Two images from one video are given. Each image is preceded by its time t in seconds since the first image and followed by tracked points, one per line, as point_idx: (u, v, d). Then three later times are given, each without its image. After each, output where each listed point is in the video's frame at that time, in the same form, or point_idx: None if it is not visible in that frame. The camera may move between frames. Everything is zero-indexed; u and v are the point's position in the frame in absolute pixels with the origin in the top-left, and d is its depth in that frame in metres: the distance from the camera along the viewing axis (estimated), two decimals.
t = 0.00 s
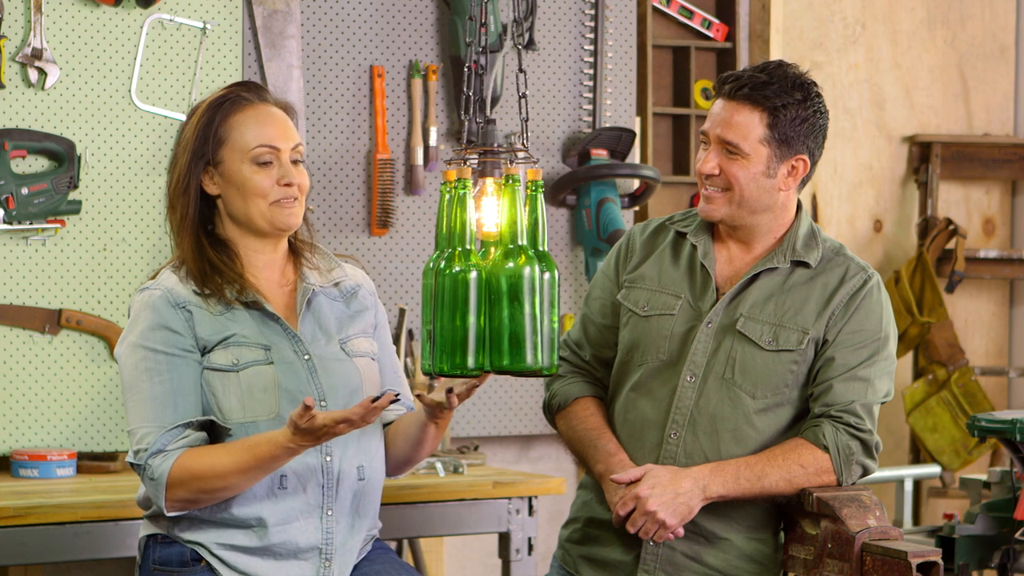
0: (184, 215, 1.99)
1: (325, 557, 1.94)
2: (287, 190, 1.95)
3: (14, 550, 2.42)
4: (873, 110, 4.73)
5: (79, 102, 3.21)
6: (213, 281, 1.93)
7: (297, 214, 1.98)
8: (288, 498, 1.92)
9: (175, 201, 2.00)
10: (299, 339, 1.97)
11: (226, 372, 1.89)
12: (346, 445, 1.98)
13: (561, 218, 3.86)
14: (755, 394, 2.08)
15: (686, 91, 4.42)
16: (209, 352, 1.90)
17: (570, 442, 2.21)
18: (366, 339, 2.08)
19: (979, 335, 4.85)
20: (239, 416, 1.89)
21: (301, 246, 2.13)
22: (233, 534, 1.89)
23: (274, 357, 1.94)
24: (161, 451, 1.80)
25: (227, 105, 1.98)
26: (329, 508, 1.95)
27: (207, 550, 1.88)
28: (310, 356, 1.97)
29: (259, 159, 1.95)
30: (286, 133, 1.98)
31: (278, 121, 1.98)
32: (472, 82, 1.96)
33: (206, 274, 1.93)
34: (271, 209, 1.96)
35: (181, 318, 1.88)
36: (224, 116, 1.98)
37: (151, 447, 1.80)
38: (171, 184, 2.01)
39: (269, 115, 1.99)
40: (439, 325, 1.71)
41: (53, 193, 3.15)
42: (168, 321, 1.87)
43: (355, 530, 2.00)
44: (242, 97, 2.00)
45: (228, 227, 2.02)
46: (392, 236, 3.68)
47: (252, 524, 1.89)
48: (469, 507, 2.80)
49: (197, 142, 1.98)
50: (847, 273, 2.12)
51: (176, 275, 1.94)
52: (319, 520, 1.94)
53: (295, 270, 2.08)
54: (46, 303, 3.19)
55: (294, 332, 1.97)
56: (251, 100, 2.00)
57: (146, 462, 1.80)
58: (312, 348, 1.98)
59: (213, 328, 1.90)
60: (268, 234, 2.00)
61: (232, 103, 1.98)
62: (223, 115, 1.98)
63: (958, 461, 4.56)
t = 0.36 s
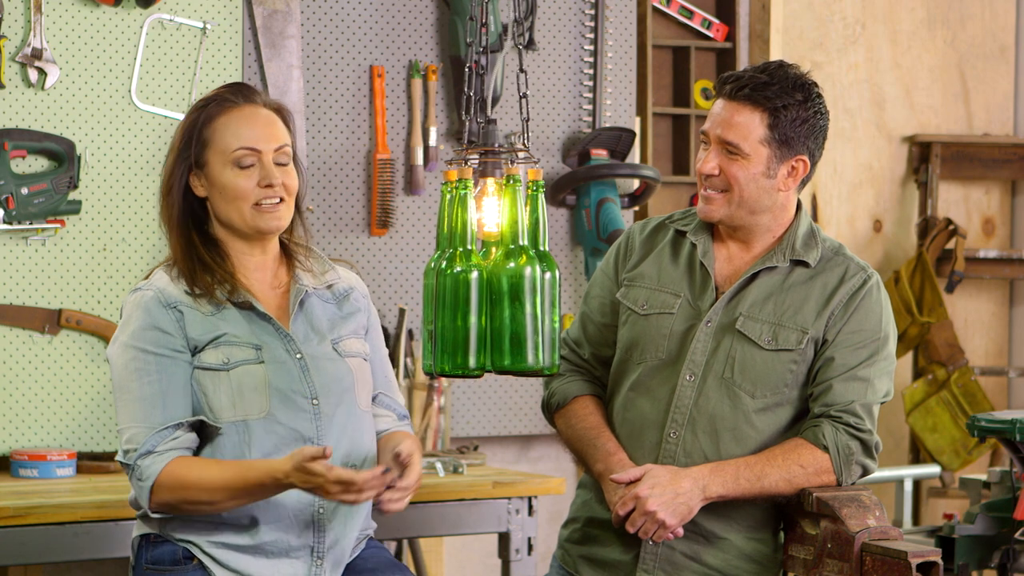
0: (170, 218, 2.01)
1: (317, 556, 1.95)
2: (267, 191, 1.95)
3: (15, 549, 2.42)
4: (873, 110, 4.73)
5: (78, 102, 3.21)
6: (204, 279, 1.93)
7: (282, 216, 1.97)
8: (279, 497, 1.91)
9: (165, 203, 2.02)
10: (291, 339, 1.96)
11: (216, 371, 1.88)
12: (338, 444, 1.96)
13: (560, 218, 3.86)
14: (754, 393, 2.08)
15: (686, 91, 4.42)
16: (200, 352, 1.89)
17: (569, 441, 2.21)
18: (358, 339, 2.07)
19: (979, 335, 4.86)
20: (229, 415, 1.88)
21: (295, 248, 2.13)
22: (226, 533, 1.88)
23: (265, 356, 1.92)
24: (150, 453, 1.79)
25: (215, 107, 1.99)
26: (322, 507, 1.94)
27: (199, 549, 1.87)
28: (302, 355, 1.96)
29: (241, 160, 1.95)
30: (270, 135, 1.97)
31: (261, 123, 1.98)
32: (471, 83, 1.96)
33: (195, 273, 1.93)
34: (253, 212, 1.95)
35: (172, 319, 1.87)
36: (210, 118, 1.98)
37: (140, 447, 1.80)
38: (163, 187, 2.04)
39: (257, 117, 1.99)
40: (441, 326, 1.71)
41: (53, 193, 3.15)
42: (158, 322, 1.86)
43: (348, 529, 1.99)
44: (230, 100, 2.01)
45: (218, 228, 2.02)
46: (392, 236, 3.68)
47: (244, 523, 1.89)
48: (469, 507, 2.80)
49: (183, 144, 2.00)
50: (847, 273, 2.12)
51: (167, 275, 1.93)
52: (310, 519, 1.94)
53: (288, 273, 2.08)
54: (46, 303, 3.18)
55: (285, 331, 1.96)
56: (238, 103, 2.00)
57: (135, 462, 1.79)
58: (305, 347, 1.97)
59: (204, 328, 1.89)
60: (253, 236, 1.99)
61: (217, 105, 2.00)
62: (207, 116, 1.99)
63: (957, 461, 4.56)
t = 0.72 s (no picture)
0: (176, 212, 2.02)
1: (293, 564, 1.89)
2: (265, 186, 1.93)
3: (15, 550, 2.42)
4: (873, 110, 4.73)
5: (79, 101, 3.21)
6: (197, 276, 1.93)
7: (281, 212, 1.95)
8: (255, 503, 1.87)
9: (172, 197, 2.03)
10: (278, 344, 1.96)
11: (196, 369, 1.88)
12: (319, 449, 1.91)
13: (561, 218, 3.86)
14: (753, 392, 2.08)
15: (685, 91, 4.41)
16: (183, 350, 1.89)
17: (569, 441, 2.21)
18: (353, 344, 2.01)
19: (979, 335, 4.86)
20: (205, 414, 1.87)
21: (303, 247, 2.08)
22: (201, 535, 1.85)
23: (246, 358, 1.92)
24: (123, 427, 1.78)
25: (223, 101, 1.98)
26: (297, 512, 1.89)
27: (178, 549, 1.85)
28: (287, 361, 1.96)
29: (242, 154, 1.94)
30: (275, 132, 1.96)
31: (265, 119, 1.97)
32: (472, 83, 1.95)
33: (190, 270, 1.94)
34: (250, 206, 1.93)
35: (160, 311, 1.88)
36: (217, 112, 1.98)
37: (113, 422, 1.79)
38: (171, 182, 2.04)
39: (265, 113, 1.98)
40: (443, 327, 1.71)
41: (53, 193, 3.15)
42: (147, 312, 1.87)
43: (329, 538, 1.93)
44: (238, 96, 1.99)
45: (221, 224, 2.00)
46: (392, 236, 3.67)
47: (219, 527, 1.85)
48: (468, 507, 2.80)
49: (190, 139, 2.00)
50: (845, 272, 2.12)
51: (164, 269, 1.94)
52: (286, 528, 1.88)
53: (290, 274, 2.04)
54: (45, 303, 3.18)
55: (275, 336, 1.96)
56: (245, 99, 1.99)
57: (108, 436, 1.79)
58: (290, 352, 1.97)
59: (190, 324, 1.90)
60: (253, 231, 1.97)
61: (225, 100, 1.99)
62: (213, 112, 1.98)
63: (958, 461, 4.57)
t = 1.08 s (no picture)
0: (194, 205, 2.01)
1: (292, 567, 1.87)
2: (282, 182, 1.92)
3: (15, 550, 2.42)
4: (873, 110, 4.73)
5: (79, 101, 3.21)
6: (212, 272, 1.92)
7: (297, 207, 1.94)
8: (257, 504, 1.84)
9: (190, 191, 2.03)
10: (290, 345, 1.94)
11: (212, 365, 1.87)
12: (323, 450, 1.90)
13: (561, 218, 3.86)
14: (743, 384, 2.08)
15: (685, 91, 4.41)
16: (199, 344, 1.88)
17: (563, 449, 2.20)
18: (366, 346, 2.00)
19: (979, 335, 4.86)
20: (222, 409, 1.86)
21: (318, 247, 2.09)
22: (201, 535, 1.84)
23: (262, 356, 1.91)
24: (148, 416, 1.77)
25: (242, 96, 1.99)
26: (298, 516, 1.87)
27: (179, 549, 1.84)
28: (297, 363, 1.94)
29: (259, 148, 1.94)
30: (294, 128, 1.95)
31: (284, 115, 1.96)
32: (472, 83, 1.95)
33: (205, 264, 1.93)
34: (267, 200, 1.92)
35: (177, 303, 1.88)
36: (236, 106, 1.98)
37: (138, 412, 1.78)
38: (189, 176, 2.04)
39: (284, 109, 1.97)
40: (443, 328, 1.71)
41: (53, 193, 3.15)
42: (165, 304, 1.86)
43: (329, 542, 1.91)
44: (258, 91, 2.00)
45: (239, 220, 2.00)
46: (393, 236, 3.68)
47: (219, 528, 1.83)
48: (469, 507, 2.80)
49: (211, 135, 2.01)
50: (825, 260, 2.12)
51: (181, 262, 1.94)
52: (287, 530, 1.86)
53: (303, 275, 2.04)
54: (46, 303, 3.18)
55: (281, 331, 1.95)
56: (265, 95, 1.99)
57: (134, 426, 1.77)
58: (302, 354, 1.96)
59: (206, 318, 1.89)
60: (269, 226, 1.96)
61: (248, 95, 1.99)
62: (233, 107, 1.98)
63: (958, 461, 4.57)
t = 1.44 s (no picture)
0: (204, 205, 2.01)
1: (316, 566, 1.89)
2: (305, 176, 1.94)
3: (14, 549, 2.42)
4: (873, 110, 4.73)
5: (79, 101, 3.21)
6: (230, 273, 1.91)
7: (318, 201, 1.95)
8: (285, 502, 1.86)
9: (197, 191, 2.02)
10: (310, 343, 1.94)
11: (241, 363, 1.85)
12: (348, 448, 1.93)
13: (560, 218, 3.87)
14: (729, 379, 2.09)
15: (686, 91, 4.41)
16: (226, 341, 1.86)
17: (557, 457, 2.17)
18: (376, 346, 2.04)
19: (979, 335, 4.86)
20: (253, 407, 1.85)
21: (321, 247, 2.12)
22: (226, 534, 1.83)
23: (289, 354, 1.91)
24: (188, 412, 1.69)
25: (251, 95, 2.01)
26: (325, 514, 1.89)
27: (201, 549, 1.82)
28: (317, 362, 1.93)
29: (278, 144, 1.95)
30: (307, 124, 1.98)
31: (298, 113, 1.99)
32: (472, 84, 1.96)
33: (223, 265, 1.91)
34: (289, 195, 1.94)
35: (203, 301, 1.85)
36: (246, 106, 2.00)
37: (178, 408, 1.69)
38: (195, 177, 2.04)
39: (289, 107, 1.99)
40: (440, 326, 1.71)
41: (53, 193, 3.15)
42: (192, 300, 1.83)
43: (350, 539, 1.94)
44: (265, 90, 2.02)
45: (250, 217, 2.00)
46: (392, 236, 3.68)
47: (246, 526, 1.83)
48: (469, 507, 2.80)
49: (220, 133, 2.01)
50: (799, 250, 2.15)
51: (194, 261, 1.92)
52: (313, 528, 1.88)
53: (312, 273, 2.05)
54: (46, 303, 3.18)
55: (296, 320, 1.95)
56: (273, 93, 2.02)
57: (174, 423, 1.69)
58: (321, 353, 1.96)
59: (233, 316, 1.87)
60: (286, 221, 1.97)
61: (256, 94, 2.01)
62: (243, 105, 2.00)
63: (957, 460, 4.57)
